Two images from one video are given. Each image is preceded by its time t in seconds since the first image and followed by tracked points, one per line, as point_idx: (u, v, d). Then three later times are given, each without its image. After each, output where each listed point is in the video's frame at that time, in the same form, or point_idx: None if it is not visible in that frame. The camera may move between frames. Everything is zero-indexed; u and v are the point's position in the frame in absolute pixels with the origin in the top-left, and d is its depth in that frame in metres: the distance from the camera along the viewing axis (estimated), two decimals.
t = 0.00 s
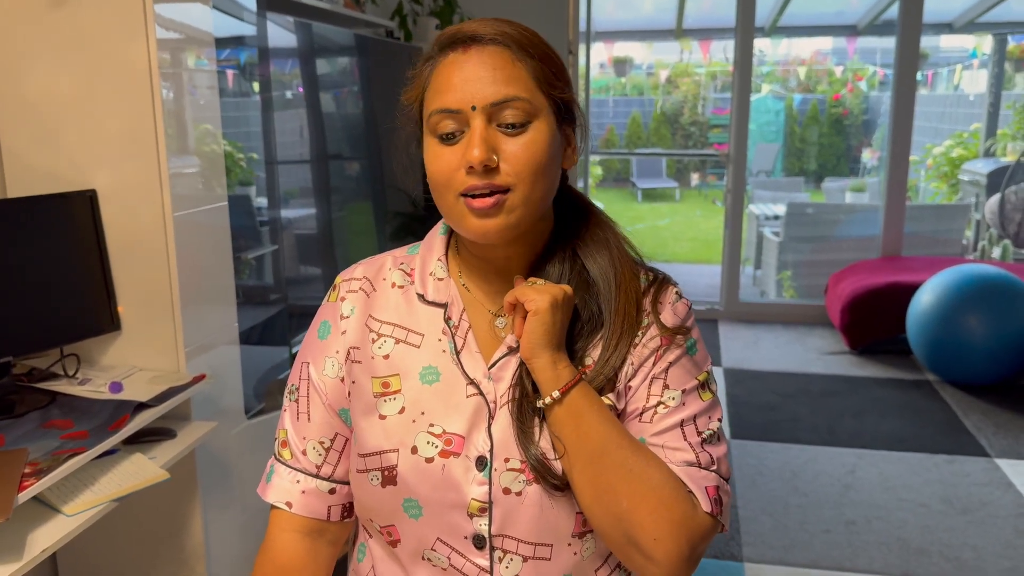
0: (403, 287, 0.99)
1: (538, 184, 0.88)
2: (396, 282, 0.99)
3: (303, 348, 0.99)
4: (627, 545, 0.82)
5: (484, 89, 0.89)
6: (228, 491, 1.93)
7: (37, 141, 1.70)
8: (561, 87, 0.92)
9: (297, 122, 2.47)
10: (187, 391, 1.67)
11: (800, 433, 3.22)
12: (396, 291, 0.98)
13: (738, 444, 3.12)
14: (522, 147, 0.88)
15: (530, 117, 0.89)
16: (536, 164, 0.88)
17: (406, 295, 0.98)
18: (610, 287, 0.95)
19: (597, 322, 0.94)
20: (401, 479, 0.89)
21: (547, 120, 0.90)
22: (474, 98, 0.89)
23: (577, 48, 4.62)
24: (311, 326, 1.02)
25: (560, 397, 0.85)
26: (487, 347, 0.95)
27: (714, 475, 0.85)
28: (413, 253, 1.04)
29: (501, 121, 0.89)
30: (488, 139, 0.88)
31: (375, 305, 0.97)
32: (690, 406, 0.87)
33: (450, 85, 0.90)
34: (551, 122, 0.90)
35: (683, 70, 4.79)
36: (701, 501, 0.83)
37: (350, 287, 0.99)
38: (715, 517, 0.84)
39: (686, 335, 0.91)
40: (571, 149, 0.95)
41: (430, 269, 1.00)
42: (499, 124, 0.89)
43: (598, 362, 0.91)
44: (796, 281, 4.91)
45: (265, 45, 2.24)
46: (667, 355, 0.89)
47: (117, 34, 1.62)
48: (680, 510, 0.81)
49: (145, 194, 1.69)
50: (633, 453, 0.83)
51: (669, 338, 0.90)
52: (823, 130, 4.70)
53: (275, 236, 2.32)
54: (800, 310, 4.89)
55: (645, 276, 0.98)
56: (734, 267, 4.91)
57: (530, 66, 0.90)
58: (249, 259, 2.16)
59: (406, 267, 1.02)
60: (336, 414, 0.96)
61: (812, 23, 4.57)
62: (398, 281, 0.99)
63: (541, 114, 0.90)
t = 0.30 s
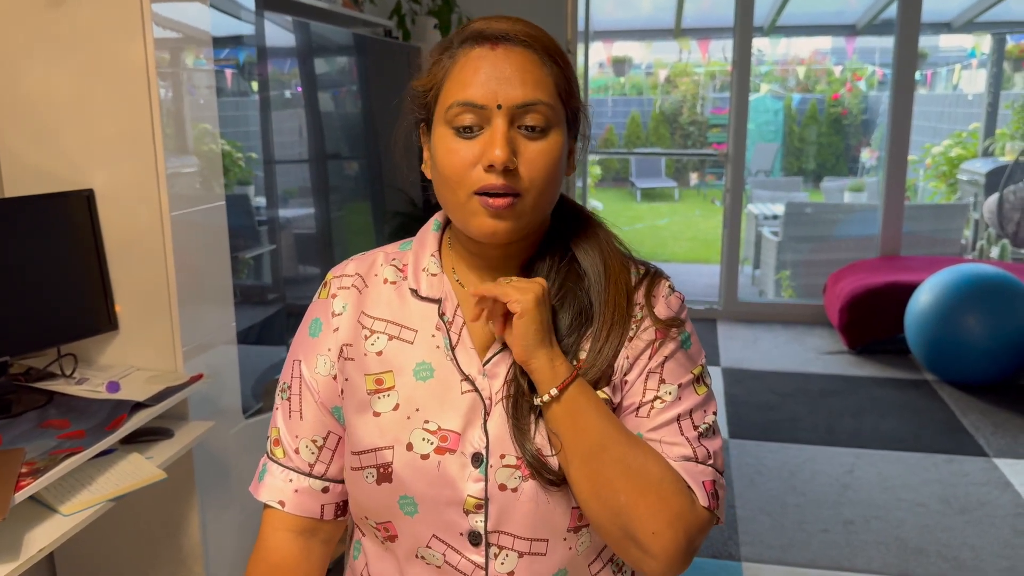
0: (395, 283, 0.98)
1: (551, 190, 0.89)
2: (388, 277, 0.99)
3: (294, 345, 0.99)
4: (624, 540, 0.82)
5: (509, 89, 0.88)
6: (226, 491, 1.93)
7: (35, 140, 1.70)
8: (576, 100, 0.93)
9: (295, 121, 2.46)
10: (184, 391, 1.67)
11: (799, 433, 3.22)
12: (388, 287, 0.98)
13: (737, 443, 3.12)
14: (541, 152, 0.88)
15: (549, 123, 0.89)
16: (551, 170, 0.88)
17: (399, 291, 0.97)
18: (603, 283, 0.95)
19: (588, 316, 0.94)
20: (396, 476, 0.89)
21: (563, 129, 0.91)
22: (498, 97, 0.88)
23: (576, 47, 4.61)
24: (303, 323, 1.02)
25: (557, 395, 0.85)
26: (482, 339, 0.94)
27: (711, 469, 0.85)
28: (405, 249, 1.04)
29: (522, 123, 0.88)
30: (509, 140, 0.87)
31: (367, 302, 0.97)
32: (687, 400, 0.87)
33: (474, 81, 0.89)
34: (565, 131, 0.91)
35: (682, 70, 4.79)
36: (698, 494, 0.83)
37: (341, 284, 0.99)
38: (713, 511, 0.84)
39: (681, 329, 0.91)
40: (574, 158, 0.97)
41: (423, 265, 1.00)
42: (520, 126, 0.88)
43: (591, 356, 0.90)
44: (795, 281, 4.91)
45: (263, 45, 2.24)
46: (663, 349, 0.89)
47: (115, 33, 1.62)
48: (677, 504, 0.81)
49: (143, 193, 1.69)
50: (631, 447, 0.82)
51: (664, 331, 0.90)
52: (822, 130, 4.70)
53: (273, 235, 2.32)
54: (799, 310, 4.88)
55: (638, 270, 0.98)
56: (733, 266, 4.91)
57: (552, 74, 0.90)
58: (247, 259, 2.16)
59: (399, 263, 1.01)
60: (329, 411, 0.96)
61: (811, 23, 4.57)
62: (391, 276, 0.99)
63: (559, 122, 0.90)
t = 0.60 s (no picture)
0: (395, 285, 0.97)
1: (554, 198, 0.89)
2: (388, 280, 0.98)
3: (295, 346, 0.99)
4: (633, 557, 0.80)
5: (520, 94, 0.88)
6: (226, 490, 1.93)
7: (35, 140, 1.70)
8: (583, 108, 0.93)
9: (295, 122, 2.46)
10: (183, 391, 1.66)
11: (798, 434, 3.22)
12: (388, 289, 0.97)
13: (736, 444, 3.12)
14: (547, 159, 0.88)
15: (557, 132, 0.89)
16: (556, 179, 0.89)
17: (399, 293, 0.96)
18: (604, 289, 0.95)
19: (589, 320, 0.93)
20: (392, 479, 0.89)
21: (570, 137, 0.91)
22: (508, 101, 0.88)
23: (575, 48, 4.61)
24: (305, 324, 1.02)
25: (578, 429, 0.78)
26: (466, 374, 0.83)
27: (712, 484, 0.86)
28: (406, 252, 1.03)
29: (530, 128, 0.88)
30: (517, 146, 0.87)
31: (367, 303, 0.96)
32: (691, 412, 0.88)
33: (484, 84, 0.88)
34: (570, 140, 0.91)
35: (682, 71, 4.79)
36: (702, 507, 0.84)
37: (341, 285, 0.99)
38: (715, 525, 0.85)
39: (681, 337, 0.91)
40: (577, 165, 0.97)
41: (423, 268, 1.00)
42: (528, 132, 0.88)
43: (592, 362, 0.89)
44: (795, 282, 4.91)
45: (263, 45, 2.24)
46: (664, 361, 0.89)
47: (115, 33, 1.62)
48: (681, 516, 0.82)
49: (143, 194, 1.69)
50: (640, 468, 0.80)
51: (667, 340, 0.90)
52: (822, 131, 4.70)
53: (273, 236, 2.31)
54: (799, 311, 4.88)
55: (638, 276, 0.98)
56: (733, 267, 4.91)
57: (562, 81, 0.90)
58: (246, 259, 2.16)
59: (399, 265, 1.01)
60: (328, 412, 0.96)
61: (811, 24, 4.57)
62: (391, 279, 0.98)
63: (566, 130, 0.90)
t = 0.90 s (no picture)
0: (399, 289, 0.98)
1: (547, 206, 0.90)
2: (391, 284, 0.99)
3: (297, 347, 0.99)
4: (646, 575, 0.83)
5: (501, 110, 0.88)
6: (226, 491, 1.93)
7: (37, 141, 1.70)
8: (570, 105, 0.92)
9: (297, 124, 2.46)
10: (185, 393, 1.67)
11: (799, 437, 3.22)
12: (391, 293, 0.98)
13: (737, 447, 3.12)
14: (536, 171, 0.89)
15: (543, 139, 0.89)
16: (548, 188, 0.89)
17: (402, 297, 0.97)
18: (614, 290, 0.96)
19: (600, 322, 0.95)
20: (395, 482, 0.89)
21: (558, 140, 0.90)
22: (488, 119, 0.88)
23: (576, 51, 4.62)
24: (306, 326, 1.02)
25: (598, 508, 0.73)
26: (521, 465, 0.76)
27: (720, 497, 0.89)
28: (408, 257, 1.04)
29: (515, 142, 0.89)
30: (503, 162, 0.88)
31: (371, 307, 0.97)
32: (710, 427, 0.89)
33: (465, 103, 0.89)
34: (561, 141, 0.91)
35: (683, 74, 4.80)
36: (713, 523, 0.88)
37: (345, 288, 0.99)
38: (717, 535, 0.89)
39: (695, 344, 0.92)
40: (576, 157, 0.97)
41: (425, 272, 1.00)
42: (514, 146, 0.89)
43: (609, 363, 0.91)
44: (796, 285, 4.91)
45: (265, 48, 2.24)
46: (683, 375, 0.90)
47: (118, 36, 1.62)
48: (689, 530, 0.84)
49: (145, 196, 1.69)
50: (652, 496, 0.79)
51: (685, 350, 0.91)
52: (823, 135, 4.71)
53: (274, 238, 2.31)
54: (800, 314, 4.89)
55: (645, 278, 0.99)
56: (733, 270, 4.92)
57: (545, 85, 0.89)
58: (248, 261, 2.16)
59: (402, 269, 1.01)
60: (330, 414, 0.96)
61: (812, 27, 4.58)
62: (394, 283, 0.99)
63: (553, 135, 0.90)
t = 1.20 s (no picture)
0: (397, 291, 0.98)
1: (541, 225, 0.90)
2: (390, 286, 0.99)
3: (297, 349, 0.99)
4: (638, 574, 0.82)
5: (502, 131, 0.87)
6: (228, 494, 1.93)
7: (41, 143, 1.71)
8: (574, 125, 0.91)
9: (299, 126, 2.46)
10: (188, 395, 1.67)
11: (800, 441, 3.22)
12: (389, 295, 0.98)
13: (738, 451, 3.12)
14: (531, 192, 0.88)
15: (542, 161, 0.89)
16: (542, 208, 0.90)
17: (400, 299, 0.97)
18: (612, 287, 0.96)
19: (598, 320, 0.95)
20: (396, 485, 0.89)
21: (558, 162, 0.90)
22: (490, 138, 0.87)
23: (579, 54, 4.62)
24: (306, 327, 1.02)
25: (587, 507, 0.73)
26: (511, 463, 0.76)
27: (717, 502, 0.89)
28: (407, 258, 1.04)
29: (515, 162, 0.88)
30: (500, 182, 0.88)
31: (370, 309, 0.97)
32: (705, 429, 0.90)
33: (468, 117, 0.88)
34: (560, 163, 0.90)
35: (685, 77, 4.80)
36: (708, 527, 0.88)
37: (344, 290, 0.99)
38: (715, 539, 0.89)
39: (692, 344, 0.93)
40: (576, 166, 0.96)
41: (424, 273, 1.00)
42: (513, 165, 0.88)
43: (607, 359, 0.91)
44: (797, 289, 4.91)
45: (268, 50, 2.24)
46: (678, 376, 0.90)
47: (121, 39, 1.63)
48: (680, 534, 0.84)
49: (148, 198, 1.69)
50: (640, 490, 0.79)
51: (680, 351, 0.91)
52: (825, 138, 4.70)
53: (276, 240, 2.31)
54: (801, 317, 4.89)
55: (643, 278, 0.99)
56: (735, 273, 4.92)
57: (550, 107, 0.88)
58: (250, 263, 2.16)
59: (401, 271, 1.01)
60: (331, 416, 0.96)
61: (814, 31, 4.58)
62: (393, 285, 0.99)
63: (554, 157, 0.89)
